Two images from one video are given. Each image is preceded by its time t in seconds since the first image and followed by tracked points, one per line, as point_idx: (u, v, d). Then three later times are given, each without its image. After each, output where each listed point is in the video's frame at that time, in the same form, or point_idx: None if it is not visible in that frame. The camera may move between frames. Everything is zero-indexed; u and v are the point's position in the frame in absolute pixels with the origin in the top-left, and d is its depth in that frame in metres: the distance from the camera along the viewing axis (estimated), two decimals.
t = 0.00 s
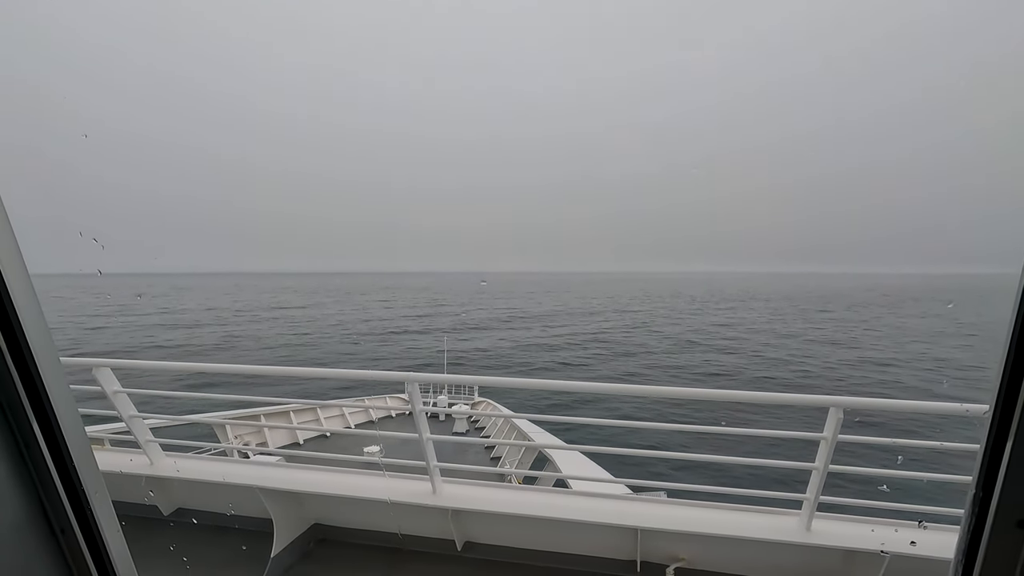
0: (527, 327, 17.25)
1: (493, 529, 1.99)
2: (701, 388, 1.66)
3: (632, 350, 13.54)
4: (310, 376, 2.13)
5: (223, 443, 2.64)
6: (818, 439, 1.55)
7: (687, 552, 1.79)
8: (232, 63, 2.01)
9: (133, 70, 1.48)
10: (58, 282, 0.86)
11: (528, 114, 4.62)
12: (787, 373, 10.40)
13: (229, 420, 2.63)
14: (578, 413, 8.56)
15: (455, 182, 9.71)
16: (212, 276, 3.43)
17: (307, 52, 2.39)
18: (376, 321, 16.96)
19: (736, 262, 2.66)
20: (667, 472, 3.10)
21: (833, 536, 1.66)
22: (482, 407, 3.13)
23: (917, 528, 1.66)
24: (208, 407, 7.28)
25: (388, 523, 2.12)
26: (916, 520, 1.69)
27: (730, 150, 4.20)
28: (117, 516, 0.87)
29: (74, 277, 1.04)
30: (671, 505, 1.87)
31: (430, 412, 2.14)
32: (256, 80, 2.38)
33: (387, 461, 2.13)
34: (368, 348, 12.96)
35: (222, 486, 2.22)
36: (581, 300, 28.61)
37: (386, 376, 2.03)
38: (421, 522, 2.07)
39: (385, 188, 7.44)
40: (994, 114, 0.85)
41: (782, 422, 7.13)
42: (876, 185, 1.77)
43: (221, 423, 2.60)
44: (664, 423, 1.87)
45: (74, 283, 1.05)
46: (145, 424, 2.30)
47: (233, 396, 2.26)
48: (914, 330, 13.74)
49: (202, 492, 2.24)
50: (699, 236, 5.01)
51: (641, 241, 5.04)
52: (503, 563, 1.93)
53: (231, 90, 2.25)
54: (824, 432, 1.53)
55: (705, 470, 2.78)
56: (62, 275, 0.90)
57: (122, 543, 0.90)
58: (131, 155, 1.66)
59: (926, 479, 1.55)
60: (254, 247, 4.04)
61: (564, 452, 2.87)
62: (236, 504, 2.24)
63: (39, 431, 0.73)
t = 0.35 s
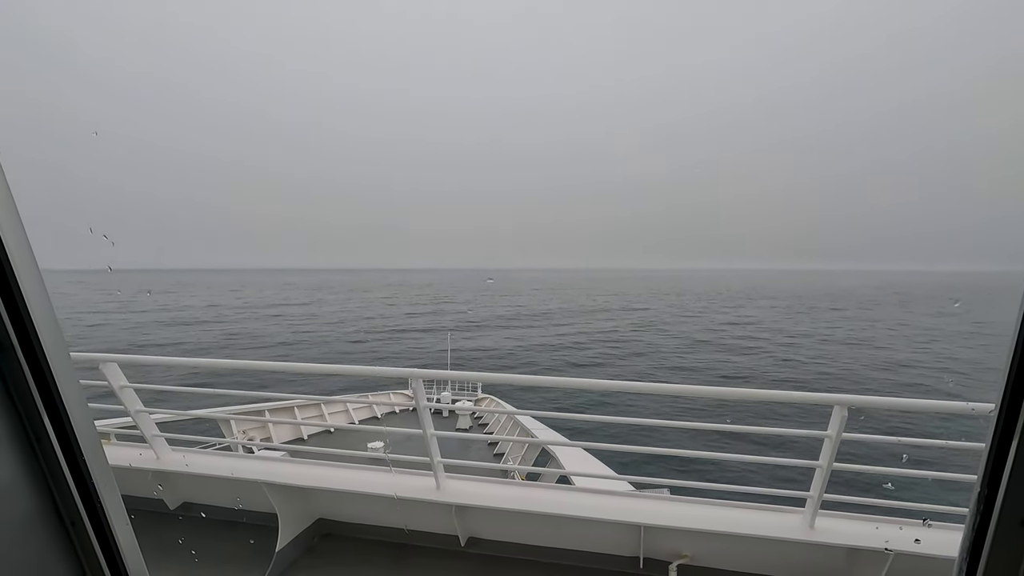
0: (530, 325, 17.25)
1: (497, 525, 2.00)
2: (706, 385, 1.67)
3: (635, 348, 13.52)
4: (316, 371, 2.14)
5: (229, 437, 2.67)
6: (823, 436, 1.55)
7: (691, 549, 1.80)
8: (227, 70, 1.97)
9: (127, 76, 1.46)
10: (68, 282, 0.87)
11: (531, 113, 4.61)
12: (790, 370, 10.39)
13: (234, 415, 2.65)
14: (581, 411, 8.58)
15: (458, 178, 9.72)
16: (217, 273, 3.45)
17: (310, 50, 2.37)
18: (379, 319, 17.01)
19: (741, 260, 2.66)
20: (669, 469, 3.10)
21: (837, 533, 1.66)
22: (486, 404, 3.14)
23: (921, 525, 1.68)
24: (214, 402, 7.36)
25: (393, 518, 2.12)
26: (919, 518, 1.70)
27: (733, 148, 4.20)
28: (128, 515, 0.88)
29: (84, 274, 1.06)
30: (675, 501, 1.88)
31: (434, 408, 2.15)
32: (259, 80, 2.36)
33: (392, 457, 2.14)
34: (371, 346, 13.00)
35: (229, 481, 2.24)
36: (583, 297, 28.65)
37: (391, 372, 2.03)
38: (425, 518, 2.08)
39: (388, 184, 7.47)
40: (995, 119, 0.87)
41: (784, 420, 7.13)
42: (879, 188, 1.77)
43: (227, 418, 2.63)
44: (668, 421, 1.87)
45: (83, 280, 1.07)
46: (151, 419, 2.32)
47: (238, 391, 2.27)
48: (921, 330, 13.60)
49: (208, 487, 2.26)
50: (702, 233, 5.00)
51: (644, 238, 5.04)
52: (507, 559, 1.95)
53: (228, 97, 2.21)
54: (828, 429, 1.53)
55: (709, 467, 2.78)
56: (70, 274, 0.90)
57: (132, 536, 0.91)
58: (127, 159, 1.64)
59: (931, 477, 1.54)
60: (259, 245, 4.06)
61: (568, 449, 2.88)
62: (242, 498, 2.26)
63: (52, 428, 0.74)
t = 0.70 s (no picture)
0: (533, 323, 17.25)
1: (501, 520, 2.01)
2: (710, 381, 1.66)
3: (638, 347, 13.49)
4: (320, 366, 2.15)
5: (234, 431, 2.68)
6: (829, 432, 1.54)
7: (695, 545, 1.80)
8: (221, 72, 1.92)
9: (129, 79, 1.47)
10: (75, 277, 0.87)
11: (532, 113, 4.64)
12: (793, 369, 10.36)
13: (239, 409, 2.67)
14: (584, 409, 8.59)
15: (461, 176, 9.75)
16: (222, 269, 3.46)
17: (312, 49, 2.35)
18: (383, 316, 17.08)
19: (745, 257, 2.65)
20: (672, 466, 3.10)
21: (844, 530, 1.66)
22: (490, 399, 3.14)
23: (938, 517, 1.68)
24: (219, 398, 7.43)
25: (397, 512, 2.13)
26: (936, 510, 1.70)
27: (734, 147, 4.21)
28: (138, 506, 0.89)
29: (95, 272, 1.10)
30: (679, 497, 1.88)
31: (438, 403, 2.15)
32: (260, 78, 2.34)
33: (397, 451, 2.15)
34: (374, 343, 13.03)
35: (234, 475, 2.26)
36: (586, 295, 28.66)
37: (396, 367, 2.04)
38: (429, 512, 2.09)
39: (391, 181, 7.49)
40: (997, 121, 0.90)
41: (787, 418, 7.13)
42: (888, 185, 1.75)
43: (232, 412, 2.64)
44: (673, 417, 1.86)
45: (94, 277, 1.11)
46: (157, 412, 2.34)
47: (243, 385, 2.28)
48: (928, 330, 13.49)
49: (213, 481, 2.28)
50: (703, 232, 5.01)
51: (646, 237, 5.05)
52: (511, 553, 1.96)
53: (223, 99, 2.15)
54: (835, 426, 1.52)
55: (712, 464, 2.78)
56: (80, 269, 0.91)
57: (141, 526, 0.92)
58: (129, 162, 1.65)
59: (938, 474, 1.53)
60: (264, 242, 4.07)
61: (572, 446, 2.89)
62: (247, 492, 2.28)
63: (60, 417, 0.74)
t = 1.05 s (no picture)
0: (533, 326, 17.30)
1: (506, 522, 2.00)
2: (716, 383, 1.67)
3: (638, 350, 13.52)
4: (325, 366, 2.16)
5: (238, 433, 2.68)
6: (837, 434, 1.54)
7: (702, 548, 1.79)
8: (210, 86, 1.88)
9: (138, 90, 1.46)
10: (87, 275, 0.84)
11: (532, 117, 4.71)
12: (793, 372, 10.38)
13: (244, 410, 2.67)
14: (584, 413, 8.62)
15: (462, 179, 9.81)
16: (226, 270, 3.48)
17: (319, 52, 2.38)
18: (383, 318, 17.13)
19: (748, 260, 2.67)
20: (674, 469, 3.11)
21: (852, 533, 1.65)
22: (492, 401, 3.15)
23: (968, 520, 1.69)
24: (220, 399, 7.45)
25: (402, 514, 2.13)
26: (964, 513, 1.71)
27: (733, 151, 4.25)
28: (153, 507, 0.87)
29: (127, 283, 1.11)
30: (686, 500, 1.87)
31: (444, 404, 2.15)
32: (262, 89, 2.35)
33: (402, 453, 2.14)
34: (375, 346, 13.09)
35: (238, 476, 2.25)
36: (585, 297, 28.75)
37: (401, 368, 2.04)
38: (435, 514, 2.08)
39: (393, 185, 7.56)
40: (1008, 128, 0.89)
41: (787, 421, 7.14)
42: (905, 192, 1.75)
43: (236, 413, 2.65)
44: (678, 419, 1.87)
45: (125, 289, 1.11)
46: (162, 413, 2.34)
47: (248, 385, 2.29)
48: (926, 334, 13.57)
49: (218, 482, 2.28)
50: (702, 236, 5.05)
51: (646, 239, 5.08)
52: (516, 556, 1.95)
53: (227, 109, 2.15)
54: (843, 428, 1.52)
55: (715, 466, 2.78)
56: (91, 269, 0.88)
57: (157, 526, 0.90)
58: (141, 170, 1.67)
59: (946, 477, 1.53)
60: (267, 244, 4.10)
61: (574, 448, 2.89)
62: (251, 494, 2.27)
63: (77, 417, 0.72)
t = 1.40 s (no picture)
0: (534, 337, 17.27)
1: (509, 534, 1.98)
2: (721, 393, 1.66)
3: (639, 362, 13.47)
4: (328, 375, 2.15)
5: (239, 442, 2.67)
6: (846, 444, 1.53)
7: (707, 561, 1.77)
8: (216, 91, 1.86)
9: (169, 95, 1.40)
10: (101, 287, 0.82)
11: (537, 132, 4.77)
12: (797, 384, 10.30)
13: (244, 419, 2.66)
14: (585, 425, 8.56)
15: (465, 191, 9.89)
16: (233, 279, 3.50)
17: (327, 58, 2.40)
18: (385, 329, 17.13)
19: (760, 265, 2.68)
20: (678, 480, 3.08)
21: (861, 545, 1.63)
22: (494, 411, 3.13)
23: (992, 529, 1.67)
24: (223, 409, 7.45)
25: (404, 525, 2.11)
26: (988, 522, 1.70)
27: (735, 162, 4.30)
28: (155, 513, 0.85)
29: (144, 295, 1.11)
30: (690, 511, 1.86)
31: (447, 414, 2.14)
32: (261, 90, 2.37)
33: (405, 463, 2.12)
34: (376, 356, 13.07)
35: (239, 485, 2.24)
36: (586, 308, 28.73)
37: (404, 376, 2.03)
38: (437, 526, 2.06)
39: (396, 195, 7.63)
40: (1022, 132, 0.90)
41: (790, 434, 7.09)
42: None
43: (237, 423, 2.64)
44: (682, 429, 1.86)
45: (140, 301, 1.11)
46: (162, 422, 2.34)
47: (251, 395, 2.30)
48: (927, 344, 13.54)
49: (217, 492, 2.26)
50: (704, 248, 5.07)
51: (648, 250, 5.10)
52: (519, 568, 1.93)
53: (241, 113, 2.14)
54: (851, 438, 1.51)
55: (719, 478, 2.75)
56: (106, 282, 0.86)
57: (158, 532, 0.88)
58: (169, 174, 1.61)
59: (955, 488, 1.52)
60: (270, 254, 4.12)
61: (577, 459, 2.87)
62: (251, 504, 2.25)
63: (83, 421, 0.71)
